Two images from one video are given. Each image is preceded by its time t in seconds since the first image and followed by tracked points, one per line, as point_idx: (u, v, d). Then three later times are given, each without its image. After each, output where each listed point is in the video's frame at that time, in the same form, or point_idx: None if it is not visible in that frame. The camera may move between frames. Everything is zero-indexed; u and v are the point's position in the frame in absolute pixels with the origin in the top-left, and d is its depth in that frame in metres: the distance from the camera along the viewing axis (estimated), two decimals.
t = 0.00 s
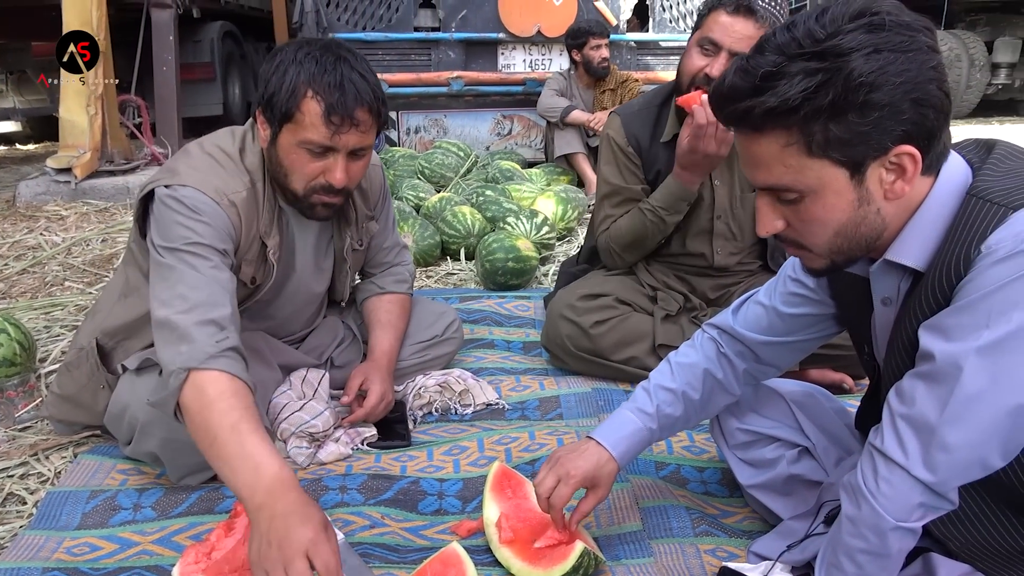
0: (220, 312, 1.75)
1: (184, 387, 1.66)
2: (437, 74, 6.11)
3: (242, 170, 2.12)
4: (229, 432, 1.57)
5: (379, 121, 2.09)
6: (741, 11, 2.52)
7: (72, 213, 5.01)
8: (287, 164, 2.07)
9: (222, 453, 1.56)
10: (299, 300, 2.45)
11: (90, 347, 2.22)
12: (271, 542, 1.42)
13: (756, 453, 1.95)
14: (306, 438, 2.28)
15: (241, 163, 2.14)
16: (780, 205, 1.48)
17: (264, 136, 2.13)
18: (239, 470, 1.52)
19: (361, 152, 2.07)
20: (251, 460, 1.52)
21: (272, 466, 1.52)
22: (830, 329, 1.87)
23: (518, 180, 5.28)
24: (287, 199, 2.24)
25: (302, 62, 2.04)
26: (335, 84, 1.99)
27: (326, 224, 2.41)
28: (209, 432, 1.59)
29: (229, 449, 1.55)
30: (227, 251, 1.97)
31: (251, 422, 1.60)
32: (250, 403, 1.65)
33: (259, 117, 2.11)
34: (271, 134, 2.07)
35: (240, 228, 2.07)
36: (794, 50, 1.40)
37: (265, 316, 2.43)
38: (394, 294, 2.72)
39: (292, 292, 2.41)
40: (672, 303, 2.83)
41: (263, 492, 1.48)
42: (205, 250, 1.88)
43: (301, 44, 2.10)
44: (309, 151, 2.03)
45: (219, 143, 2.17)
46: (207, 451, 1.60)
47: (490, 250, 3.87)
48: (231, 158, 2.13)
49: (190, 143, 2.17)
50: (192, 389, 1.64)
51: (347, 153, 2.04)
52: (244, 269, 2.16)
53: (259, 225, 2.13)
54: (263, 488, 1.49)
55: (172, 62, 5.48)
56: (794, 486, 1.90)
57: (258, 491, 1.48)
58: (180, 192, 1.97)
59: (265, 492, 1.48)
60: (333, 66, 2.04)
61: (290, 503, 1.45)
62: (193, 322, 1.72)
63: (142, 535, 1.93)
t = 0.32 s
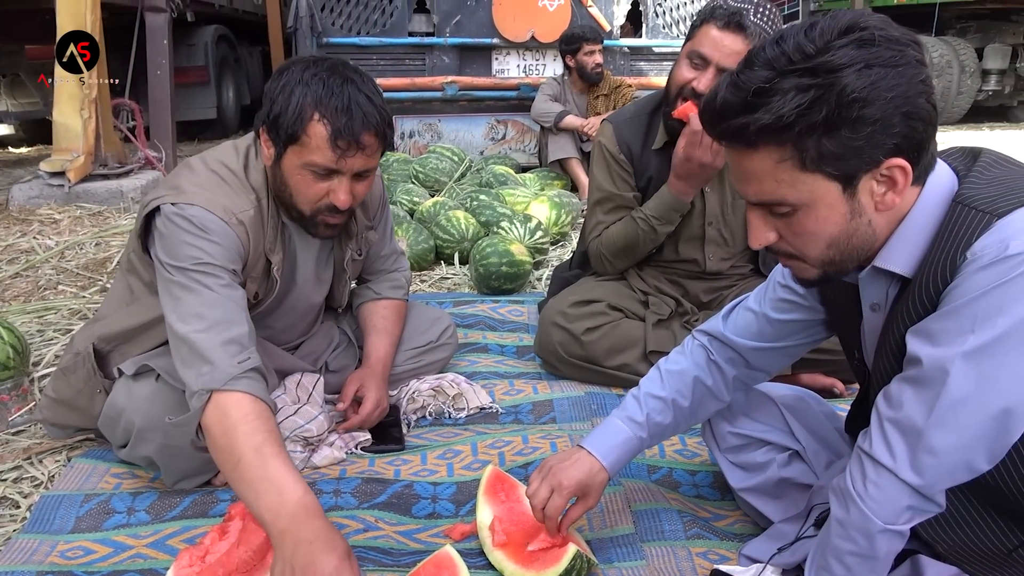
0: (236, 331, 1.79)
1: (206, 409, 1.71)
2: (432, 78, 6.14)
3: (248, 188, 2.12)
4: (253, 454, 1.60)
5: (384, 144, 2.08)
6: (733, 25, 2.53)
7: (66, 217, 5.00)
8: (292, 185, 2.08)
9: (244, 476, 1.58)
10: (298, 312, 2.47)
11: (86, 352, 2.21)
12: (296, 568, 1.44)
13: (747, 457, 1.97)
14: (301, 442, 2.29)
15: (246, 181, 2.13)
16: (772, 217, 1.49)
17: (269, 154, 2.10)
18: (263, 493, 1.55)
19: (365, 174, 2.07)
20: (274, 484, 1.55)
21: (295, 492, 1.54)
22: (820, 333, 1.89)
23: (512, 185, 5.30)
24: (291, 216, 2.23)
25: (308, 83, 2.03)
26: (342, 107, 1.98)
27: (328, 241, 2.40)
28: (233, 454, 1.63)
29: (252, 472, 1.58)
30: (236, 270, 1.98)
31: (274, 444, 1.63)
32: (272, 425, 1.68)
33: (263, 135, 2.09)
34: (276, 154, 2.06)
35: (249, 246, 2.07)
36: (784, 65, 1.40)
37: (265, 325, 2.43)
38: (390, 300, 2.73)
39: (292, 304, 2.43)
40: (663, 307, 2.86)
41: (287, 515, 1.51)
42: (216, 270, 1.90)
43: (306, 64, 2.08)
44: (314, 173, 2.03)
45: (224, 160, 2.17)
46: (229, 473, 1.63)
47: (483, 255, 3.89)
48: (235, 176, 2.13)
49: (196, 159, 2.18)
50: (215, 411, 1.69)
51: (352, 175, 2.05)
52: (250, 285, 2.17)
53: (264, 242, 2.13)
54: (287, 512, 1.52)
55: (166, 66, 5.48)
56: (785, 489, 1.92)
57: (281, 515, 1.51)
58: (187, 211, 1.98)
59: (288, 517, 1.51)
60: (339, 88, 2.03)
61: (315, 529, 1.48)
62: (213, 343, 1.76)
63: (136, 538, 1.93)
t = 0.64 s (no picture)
0: (235, 339, 1.82)
1: (203, 417, 1.73)
2: (428, 83, 6.16)
3: (248, 195, 2.14)
4: (249, 461, 1.62)
5: (384, 152, 2.12)
6: (711, 53, 2.55)
7: (62, 219, 5.01)
8: (292, 192, 2.10)
9: (240, 482, 1.60)
10: (295, 318, 2.49)
11: (84, 354, 2.23)
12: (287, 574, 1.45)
13: (737, 460, 2.00)
14: (297, 444, 2.31)
15: (247, 188, 2.15)
16: (763, 226, 1.52)
17: (268, 161, 2.13)
18: (259, 501, 1.56)
19: (365, 182, 2.10)
20: (269, 491, 1.57)
21: (291, 498, 1.55)
22: (810, 339, 1.92)
23: (507, 190, 5.33)
24: (290, 222, 2.26)
25: (308, 93, 2.05)
26: (343, 117, 2.01)
27: (326, 246, 2.42)
28: (229, 460, 1.65)
29: (247, 479, 1.59)
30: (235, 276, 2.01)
31: (270, 452, 1.64)
32: (268, 433, 1.71)
33: (264, 142, 2.12)
34: (276, 162, 2.08)
35: (249, 252, 2.10)
36: (776, 79, 1.43)
37: (262, 329, 2.45)
38: (386, 304, 2.76)
39: (288, 310, 2.45)
40: (656, 313, 2.89)
41: (281, 523, 1.52)
42: (215, 277, 1.92)
43: (308, 74, 2.11)
44: (315, 182, 2.06)
45: (225, 166, 2.20)
46: (226, 479, 1.65)
47: (478, 259, 3.92)
48: (236, 183, 2.15)
49: (196, 166, 2.21)
50: (211, 419, 1.72)
51: (352, 183, 2.07)
52: (248, 290, 2.19)
53: (264, 247, 2.16)
54: (280, 520, 1.53)
55: (163, 69, 5.49)
56: (774, 491, 1.95)
57: (275, 524, 1.52)
58: (188, 218, 2.00)
59: (282, 525, 1.52)
60: (339, 98, 2.05)
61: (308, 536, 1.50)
62: (210, 351, 1.78)
63: (133, 539, 1.95)
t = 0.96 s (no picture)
0: (227, 341, 1.85)
1: (195, 416, 1.77)
2: (423, 88, 6.21)
3: (246, 198, 2.17)
4: (238, 461, 1.65)
5: (381, 156, 2.15)
6: (690, 63, 2.59)
7: (57, 221, 5.02)
8: (291, 197, 2.13)
9: (230, 482, 1.63)
10: (291, 320, 2.52)
11: (83, 356, 2.25)
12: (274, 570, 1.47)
13: (727, 462, 2.04)
14: (293, 446, 2.34)
15: (245, 192, 2.18)
16: (754, 235, 1.56)
17: (266, 165, 2.16)
18: (248, 501, 1.59)
19: (362, 186, 2.14)
20: (258, 491, 1.59)
21: (277, 497, 1.58)
22: (800, 343, 1.96)
23: (502, 195, 5.36)
24: (287, 225, 2.28)
25: (306, 98, 2.08)
26: (339, 122, 2.04)
27: (322, 249, 2.45)
28: (220, 460, 1.68)
29: (236, 479, 1.62)
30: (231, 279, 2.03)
31: (258, 452, 1.68)
32: (257, 433, 1.74)
33: (263, 147, 2.15)
34: (275, 166, 2.11)
35: (245, 254, 2.13)
36: (766, 92, 1.47)
37: (259, 331, 2.48)
38: (382, 307, 2.79)
39: (285, 313, 2.48)
40: (649, 318, 2.95)
41: (268, 522, 1.55)
42: (212, 279, 1.95)
43: (305, 79, 2.14)
44: (312, 186, 2.09)
45: (224, 170, 2.22)
46: (217, 478, 1.67)
47: (473, 263, 3.95)
48: (234, 187, 2.18)
49: (195, 169, 2.23)
50: (203, 419, 1.75)
51: (349, 187, 2.11)
52: (246, 292, 2.22)
53: (262, 250, 2.19)
54: (268, 519, 1.55)
55: (160, 72, 5.52)
56: (764, 493, 1.99)
57: (263, 522, 1.55)
58: (186, 220, 2.03)
59: (269, 524, 1.55)
60: (336, 103, 2.08)
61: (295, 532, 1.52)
62: (202, 352, 1.81)
63: (131, 539, 1.97)
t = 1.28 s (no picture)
0: (222, 344, 1.88)
1: (187, 419, 1.80)
2: (422, 96, 6.24)
3: (246, 203, 2.21)
4: (224, 461, 1.68)
5: (382, 163, 2.18)
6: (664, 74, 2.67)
7: (56, 225, 5.04)
8: (292, 203, 2.17)
9: (220, 481, 1.66)
10: (290, 325, 2.55)
11: (84, 359, 2.27)
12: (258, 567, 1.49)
13: (720, 468, 2.07)
14: (292, 449, 2.37)
15: (246, 197, 2.22)
16: (747, 247, 1.60)
17: (269, 171, 2.20)
18: (236, 501, 1.61)
19: (363, 193, 2.17)
20: (244, 489, 1.62)
21: (263, 495, 1.60)
22: (792, 353, 2.00)
23: (500, 202, 5.40)
24: (288, 230, 2.32)
25: (310, 106, 2.12)
26: (342, 130, 2.08)
27: (322, 255, 2.49)
28: (210, 461, 1.71)
29: (225, 479, 1.65)
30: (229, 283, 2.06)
31: (245, 450, 1.70)
32: (246, 431, 1.77)
33: (265, 153, 2.18)
34: (277, 172, 2.15)
35: (245, 258, 2.16)
36: (759, 109, 1.51)
37: (258, 335, 2.51)
38: (381, 313, 2.82)
39: (284, 317, 2.51)
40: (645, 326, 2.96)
41: (253, 520, 1.57)
42: (210, 283, 1.99)
43: (309, 87, 2.18)
44: (314, 192, 2.12)
45: (225, 176, 2.26)
46: (210, 479, 1.70)
47: (471, 270, 3.99)
48: (236, 192, 2.22)
49: (197, 175, 2.26)
50: (194, 421, 1.78)
51: (350, 194, 2.15)
52: (246, 296, 2.26)
53: (262, 254, 2.22)
54: (253, 517, 1.57)
55: (160, 77, 5.56)
56: (755, 499, 2.02)
57: (250, 521, 1.57)
58: (186, 224, 2.06)
59: (253, 522, 1.57)
60: (340, 111, 2.12)
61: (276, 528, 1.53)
62: (197, 355, 1.84)
63: (132, 540, 1.99)
